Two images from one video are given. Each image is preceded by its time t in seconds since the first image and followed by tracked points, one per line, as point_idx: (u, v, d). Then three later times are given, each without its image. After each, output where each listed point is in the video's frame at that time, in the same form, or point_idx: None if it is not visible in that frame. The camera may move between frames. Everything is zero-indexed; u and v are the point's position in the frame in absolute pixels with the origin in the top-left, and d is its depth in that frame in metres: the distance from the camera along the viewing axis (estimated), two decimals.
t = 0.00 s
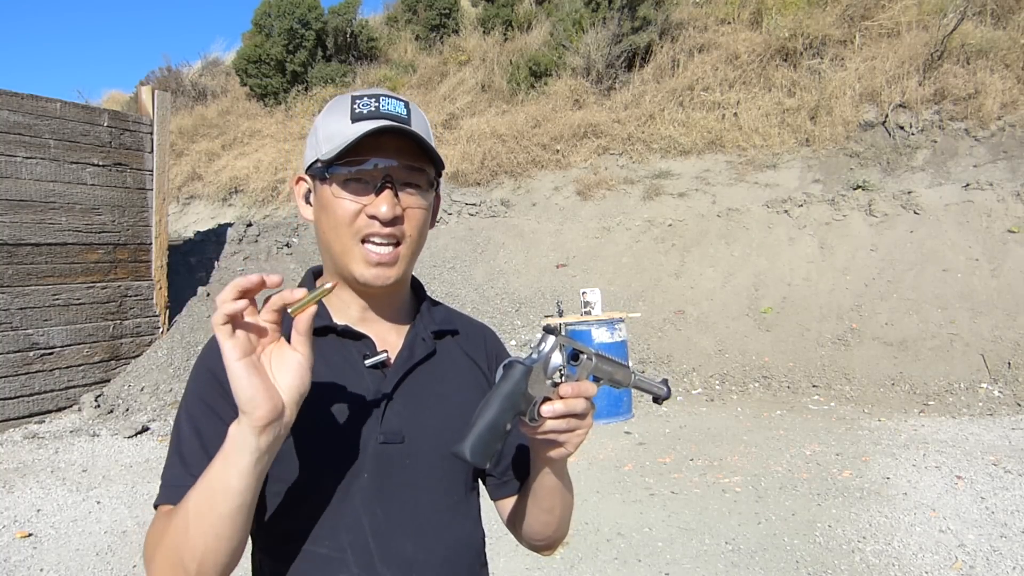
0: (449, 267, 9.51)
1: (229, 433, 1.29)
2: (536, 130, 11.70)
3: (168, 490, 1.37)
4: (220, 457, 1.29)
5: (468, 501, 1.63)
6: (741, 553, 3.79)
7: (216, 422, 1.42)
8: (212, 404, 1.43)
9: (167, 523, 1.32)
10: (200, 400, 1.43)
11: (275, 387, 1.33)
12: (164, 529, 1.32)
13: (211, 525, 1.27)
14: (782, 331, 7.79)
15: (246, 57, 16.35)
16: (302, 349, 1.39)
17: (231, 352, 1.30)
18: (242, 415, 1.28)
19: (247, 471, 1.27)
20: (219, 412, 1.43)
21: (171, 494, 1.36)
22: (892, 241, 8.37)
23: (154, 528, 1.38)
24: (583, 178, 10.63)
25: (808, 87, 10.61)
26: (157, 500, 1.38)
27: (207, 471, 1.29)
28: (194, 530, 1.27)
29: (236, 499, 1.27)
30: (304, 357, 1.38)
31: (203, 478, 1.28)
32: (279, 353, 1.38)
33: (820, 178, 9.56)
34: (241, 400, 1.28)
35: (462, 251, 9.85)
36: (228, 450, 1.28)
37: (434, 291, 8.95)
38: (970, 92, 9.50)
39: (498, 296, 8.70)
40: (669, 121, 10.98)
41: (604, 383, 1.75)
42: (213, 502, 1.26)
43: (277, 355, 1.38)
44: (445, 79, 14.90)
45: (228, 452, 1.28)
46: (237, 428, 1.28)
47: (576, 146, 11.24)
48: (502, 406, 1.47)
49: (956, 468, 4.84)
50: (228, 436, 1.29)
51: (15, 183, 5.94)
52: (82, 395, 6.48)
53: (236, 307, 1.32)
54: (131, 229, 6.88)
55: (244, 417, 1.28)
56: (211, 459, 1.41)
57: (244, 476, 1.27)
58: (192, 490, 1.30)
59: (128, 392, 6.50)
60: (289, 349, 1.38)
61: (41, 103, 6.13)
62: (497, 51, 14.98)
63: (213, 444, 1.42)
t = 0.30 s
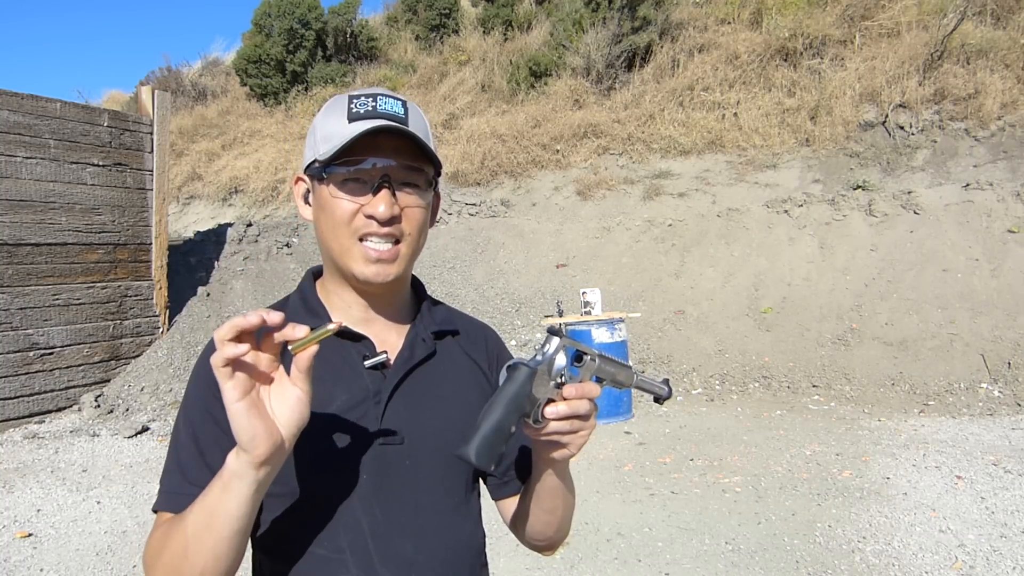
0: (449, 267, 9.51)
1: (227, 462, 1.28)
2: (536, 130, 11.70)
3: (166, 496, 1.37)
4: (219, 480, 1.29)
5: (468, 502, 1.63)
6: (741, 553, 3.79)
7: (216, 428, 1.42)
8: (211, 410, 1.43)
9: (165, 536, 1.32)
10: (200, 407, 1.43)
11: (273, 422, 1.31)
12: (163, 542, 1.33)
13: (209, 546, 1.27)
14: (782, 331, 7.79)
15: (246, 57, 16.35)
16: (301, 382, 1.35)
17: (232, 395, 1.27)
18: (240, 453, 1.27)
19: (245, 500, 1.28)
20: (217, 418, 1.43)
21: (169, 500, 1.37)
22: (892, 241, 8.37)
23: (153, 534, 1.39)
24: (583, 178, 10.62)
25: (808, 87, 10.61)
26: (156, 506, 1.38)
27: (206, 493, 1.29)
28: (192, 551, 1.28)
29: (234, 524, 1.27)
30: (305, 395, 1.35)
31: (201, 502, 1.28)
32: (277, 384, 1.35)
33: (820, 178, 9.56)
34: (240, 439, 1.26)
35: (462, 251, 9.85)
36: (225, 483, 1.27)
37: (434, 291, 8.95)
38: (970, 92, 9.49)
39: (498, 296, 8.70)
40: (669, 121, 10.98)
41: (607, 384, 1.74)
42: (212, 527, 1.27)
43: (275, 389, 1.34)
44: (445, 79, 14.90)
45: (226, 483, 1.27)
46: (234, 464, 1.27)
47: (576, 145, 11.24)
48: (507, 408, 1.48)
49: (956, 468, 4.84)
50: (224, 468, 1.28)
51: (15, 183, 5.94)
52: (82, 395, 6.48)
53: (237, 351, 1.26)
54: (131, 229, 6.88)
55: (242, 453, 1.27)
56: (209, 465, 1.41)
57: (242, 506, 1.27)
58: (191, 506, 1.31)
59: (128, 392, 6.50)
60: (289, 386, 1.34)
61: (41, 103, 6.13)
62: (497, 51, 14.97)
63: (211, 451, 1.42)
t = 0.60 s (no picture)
0: (449, 267, 9.52)
1: (229, 461, 1.28)
2: (536, 130, 11.70)
3: (167, 495, 1.38)
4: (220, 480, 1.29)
5: (468, 502, 1.63)
6: (741, 553, 3.79)
7: (217, 428, 1.42)
8: (211, 410, 1.43)
9: (165, 535, 1.32)
10: (200, 407, 1.42)
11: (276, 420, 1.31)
12: (163, 542, 1.33)
13: (210, 546, 1.27)
14: (782, 331, 7.79)
15: (246, 57, 16.35)
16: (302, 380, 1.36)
17: (235, 393, 1.26)
18: (243, 451, 1.27)
19: (247, 500, 1.27)
20: (219, 418, 1.43)
21: (170, 499, 1.37)
22: (892, 241, 8.37)
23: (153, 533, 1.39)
24: (583, 178, 10.63)
25: (808, 87, 10.62)
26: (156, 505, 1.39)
27: (207, 493, 1.29)
28: (192, 550, 1.28)
29: (236, 524, 1.27)
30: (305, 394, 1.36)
31: (203, 502, 1.28)
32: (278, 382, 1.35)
33: (820, 178, 9.56)
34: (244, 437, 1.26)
35: (462, 251, 9.86)
36: (228, 481, 1.27)
37: (434, 291, 8.96)
38: (970, 92, 9.50)
39: (498, 296, 8.70)
40: (669, 121, 10.98)
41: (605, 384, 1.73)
42: (213, 527, 1.27)
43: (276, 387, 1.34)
44: (445, 79, 14.90)
45: (228, 482, 1.27)
46: (237, 461, 1.27)
47: (576, 145, 11.24)
48: (504, 408, 1.48)
49: (956, 468, 4.84)
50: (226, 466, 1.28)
51: (15, 183, 5.94)
52: (82, 395, 6.48)
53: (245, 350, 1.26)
54: (131, 229, 6.88)
55: (245, 450, 1.27)
56: (209, 464, 1.41)
57: (244, 505, 1.28)
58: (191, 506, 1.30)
59: (128, 392, 6.50)
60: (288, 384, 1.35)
61: (41, 103, 6.13)
62: (497, 52, 14.97)
63: (212, 450, 1.41)
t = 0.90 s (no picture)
0: (449, 267, 9.53)
1: (240, 444, 1.29)
2: (536, 130, 11.70)
3: (171, 493, 1.37)
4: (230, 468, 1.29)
5: (468, 501, 1.63)
6: (741, 553, 3.79)
7: (220, 427, 1.42)
8: (214, 408, 1.43)
9: (172, 531, 1.31)
10: (204, 405, 1.42)
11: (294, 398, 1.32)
12: (169, 539, 1.31)
13: (221, 534, 1.26)
14: (782, 331, 7.79)
15: (246, 57, 16.35)
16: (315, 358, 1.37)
17: (247, 371, 1.26)
18: (257, 428, 1.27)
19: (265, 482, 1.28)
20: (222, 416, 1.43)
21: (174, 497, 1.37)
22: (892, 241, 8.36)
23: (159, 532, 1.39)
24: (583, 178, 10.63)
25: (808, 87, 10.61)
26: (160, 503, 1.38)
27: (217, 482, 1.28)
28: (203, 538, 1.27)
29: (249, 508, 1.27)
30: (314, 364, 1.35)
31: (214, 489, 1.27)
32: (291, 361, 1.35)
33: (820, 178, 9.56)
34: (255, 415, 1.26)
35: (462, 251, 9.86)
36: (241, 462, 1.27)
37: (434, 291, 8.96)
38: (970, 92, 9.50)
39: (497, 297, 8.70)
40: (669, 121, 10.98)
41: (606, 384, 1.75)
42: (223, 514, 1.26)
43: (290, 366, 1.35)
44: (445, 79, 14.90)
45: (240, 463, 1.27)
46: (253, 441, 1.27)
47: (576, 145, 11.24)
48: (508, 409, 1.45)
49: (956, 468, 4.84)
50: (239, 448, 1.29)
51: (15, 183, 5.94)
52: (82, 395, 6.48)
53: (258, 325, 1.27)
54: (131, 229, 6.88)
55: (257, 428, 1.27)
56: (213, 461, 1.41)
57: (258, 484, 1.27)
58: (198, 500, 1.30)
59: (128, 392, 6.50)
60: (296, 354, 1.34)
61: (41, 103, 6.13)
62: (497, 52, 14.97)
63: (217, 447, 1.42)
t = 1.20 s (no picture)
0: (449, 267, 9.53)
1: (294, 445, 1.26)
2: (536, 130, 11.70)
3: (181, 494, 1.35)
4: (268, 467, 1.27)
5: (471, 499, 1.65)
6: (740, 553, 3.79)
7: (227, 426, 1.41)
8: (221, 408, 1.42)
9: (192, 533, 1.27)
10: (210, 405, 1.42)
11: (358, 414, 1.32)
12: (191, 541, 1.27)
13: (256, 534, 1.24)
14: (782, 331, 7.79)
15: (246, 57, 16.36)
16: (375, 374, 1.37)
17: (341, 383, 1.24)
18: (322, 433, 1.26)
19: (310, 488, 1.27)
20: (229, 415, 1.42)
21: (184, 497, 1.34)
22: (892, 241, 8.36)
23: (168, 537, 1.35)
24: (583, 178, 10.63)
25: (808, 88, 10.61)
26: (169, 506, 1.36)
27: (258, 482, 1.26)
28: (239, 537, 1.24)
29: (293, 510, 1.26)
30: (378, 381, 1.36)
31: (257, 488, 1.25)
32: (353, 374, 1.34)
33: (820, 178, 9.56)
34: (328, 422, 1.25)
35: (462, 251, 9.86)
36: (294, 465, 1.25)
37: (434, 292, 8.97)
38: (970, 92, 9.50)
39: (497, 297, 8.70)
40: (669, 121, 10.98)
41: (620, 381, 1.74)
42: (263, 514, 1.24)
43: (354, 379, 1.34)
44: (445, 79, 14.90)
45: (293, 465, 1.25)
46: (310, 445, 1.26)
47: (576, 145, 11.24)
48: (522, 403, 1.49)
49: (956, 468, 4.84)
50: (288, 448, 1.27)
51: (15, 183, 5.94)
52: (82, 395, 6.48)
53: (355, 340, 1.26)
54: (131, 229, 6.88)
55: (320, 432, 1.26)
56: (222, 459, 1.39)
57: (307, 488, 1.27)
58: (229, 500, 1.27)
59: (128, 393, 6.50)
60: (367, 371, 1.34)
61: (41, 103, 6.12)
62: (497, 52, 14.97)
63: (226, 447, 1.40)
